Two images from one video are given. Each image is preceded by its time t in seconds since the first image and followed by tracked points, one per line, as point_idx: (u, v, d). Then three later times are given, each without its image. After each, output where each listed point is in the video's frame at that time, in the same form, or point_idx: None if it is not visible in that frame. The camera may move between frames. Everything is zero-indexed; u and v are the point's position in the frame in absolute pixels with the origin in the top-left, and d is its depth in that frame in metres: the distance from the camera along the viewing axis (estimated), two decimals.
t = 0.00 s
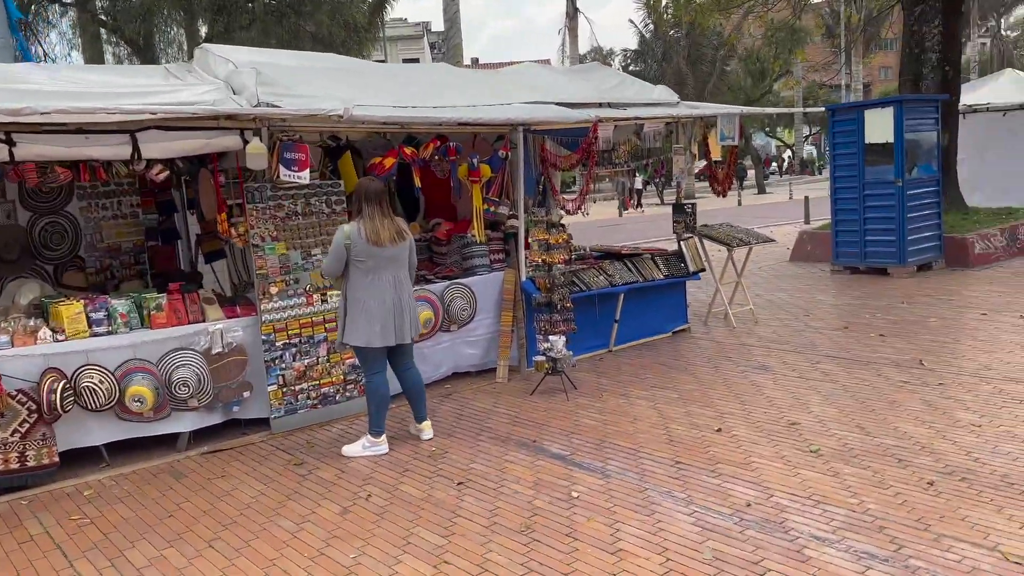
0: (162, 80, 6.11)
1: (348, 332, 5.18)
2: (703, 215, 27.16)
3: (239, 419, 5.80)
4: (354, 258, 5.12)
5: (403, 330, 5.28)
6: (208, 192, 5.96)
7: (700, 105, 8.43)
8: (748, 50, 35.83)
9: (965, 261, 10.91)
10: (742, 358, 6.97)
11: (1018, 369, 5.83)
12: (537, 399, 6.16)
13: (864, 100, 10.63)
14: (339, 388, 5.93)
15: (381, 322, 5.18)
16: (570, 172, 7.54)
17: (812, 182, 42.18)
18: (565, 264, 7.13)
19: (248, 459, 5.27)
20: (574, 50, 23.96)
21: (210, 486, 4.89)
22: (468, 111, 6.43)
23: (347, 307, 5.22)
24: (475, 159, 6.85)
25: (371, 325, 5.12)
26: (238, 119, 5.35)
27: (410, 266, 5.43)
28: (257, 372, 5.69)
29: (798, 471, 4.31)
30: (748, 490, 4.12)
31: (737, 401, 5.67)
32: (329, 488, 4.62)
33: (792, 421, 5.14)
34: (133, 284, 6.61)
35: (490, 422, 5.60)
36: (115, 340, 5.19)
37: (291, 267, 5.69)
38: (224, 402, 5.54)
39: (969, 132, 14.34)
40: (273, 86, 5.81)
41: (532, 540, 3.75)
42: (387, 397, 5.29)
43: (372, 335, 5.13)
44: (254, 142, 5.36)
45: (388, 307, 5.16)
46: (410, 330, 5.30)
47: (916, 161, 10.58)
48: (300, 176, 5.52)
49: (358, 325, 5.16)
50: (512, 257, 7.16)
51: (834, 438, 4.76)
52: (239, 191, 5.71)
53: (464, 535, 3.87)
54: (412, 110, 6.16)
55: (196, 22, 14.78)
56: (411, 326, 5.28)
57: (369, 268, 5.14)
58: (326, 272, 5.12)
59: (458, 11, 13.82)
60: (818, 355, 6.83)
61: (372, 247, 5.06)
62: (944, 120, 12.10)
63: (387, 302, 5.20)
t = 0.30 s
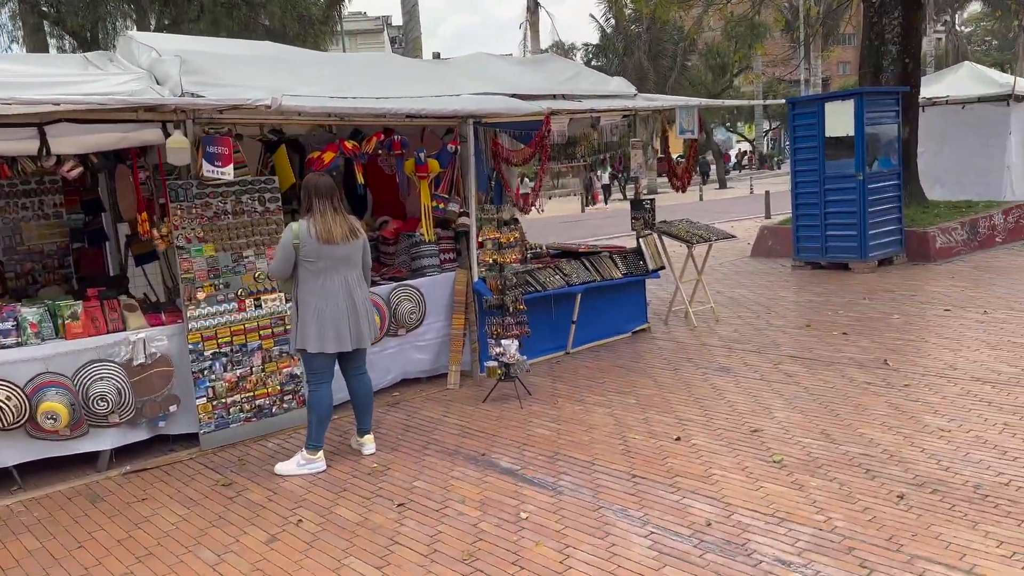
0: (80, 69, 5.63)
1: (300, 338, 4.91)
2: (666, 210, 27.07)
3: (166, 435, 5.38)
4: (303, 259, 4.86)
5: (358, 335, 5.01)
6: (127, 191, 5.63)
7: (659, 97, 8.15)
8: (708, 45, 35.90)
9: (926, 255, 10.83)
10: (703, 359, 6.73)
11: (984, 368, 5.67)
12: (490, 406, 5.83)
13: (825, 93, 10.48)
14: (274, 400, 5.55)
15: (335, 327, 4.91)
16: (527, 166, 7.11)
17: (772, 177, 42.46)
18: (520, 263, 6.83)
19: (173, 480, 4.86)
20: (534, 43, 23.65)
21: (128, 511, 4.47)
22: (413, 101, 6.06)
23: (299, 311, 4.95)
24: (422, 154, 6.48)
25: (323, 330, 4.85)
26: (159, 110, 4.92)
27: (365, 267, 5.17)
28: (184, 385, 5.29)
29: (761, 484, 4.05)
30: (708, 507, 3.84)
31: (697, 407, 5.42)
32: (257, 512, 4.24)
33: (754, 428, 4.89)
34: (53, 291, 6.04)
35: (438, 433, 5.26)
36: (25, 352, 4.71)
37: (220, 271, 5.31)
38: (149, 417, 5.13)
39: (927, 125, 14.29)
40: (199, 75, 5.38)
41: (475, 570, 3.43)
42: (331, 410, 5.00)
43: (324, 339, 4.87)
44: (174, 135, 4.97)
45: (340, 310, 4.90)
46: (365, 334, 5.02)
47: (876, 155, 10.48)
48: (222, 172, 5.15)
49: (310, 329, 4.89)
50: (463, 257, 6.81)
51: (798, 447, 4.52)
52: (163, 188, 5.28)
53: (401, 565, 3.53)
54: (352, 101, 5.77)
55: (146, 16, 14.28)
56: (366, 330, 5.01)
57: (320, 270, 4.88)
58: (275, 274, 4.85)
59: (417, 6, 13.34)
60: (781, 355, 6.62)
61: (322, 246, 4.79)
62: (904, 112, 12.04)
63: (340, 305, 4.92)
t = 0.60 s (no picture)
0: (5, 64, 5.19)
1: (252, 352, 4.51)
2: (639, 210, 26.89)
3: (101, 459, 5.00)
4: (257, 266, 4.48)
5: (316, 349, 4.63)
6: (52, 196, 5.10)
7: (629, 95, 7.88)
8: (680, 44, 35.82)
9: (900, 254, 10.69)
10: (676, 367, 6.47)
11: (966, 375, 5.46)
12: (452, 421, 5.51)
13: (797, 91, 10.30)
14: (219, 420, 5.20)
15: (290, 340, 4.53)
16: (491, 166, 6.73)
17: (745, 175, 42.54)
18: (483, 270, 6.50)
19: (107, 510, 4.48)
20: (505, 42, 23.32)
21: (52, 547, 4.08)
22: (367, 99, 5.72)
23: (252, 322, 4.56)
24: (379, 154, 6.08)
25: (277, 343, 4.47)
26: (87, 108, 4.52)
27: (324, 277, 4.82)
28: (120, 405, 4.92)
29: (738, 509, 3.78)
30: (682, 536, 3.56)
31: (671, 420, 5.14)
32: (193, 548, 3.88)
33: (730, 444, 4.63)
34: None
35: (395, 453, 4.94)
36: None
37: (158, 281, 4.97)
38: (81, 441, 4.74)
39: (900, 124, 14.20)
40: (132, 71, 4.99)
41: None
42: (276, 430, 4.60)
43: (280, 353, 4.50)
44: (104, 135, 4.58)
45: (297, 322, 4.53)
46: (324, 349, 4.65)
47: (849, 153, 10.31)
48: (153, 176, 4.73)
49: (263, 343, 4.50)
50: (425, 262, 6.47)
51: (777, 465, 4.26)
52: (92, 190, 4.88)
53: None
54: (301, 98, 5.43)
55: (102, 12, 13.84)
56: (325, 344, 4.65)
57: (276, 278, 4.51)
58: (226, 283, 4.47)
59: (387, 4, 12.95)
60: (756, 362, 6.37)
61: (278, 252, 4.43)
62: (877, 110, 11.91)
63: (296, 317, 4.55)
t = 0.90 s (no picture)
0: None
1: (184, 373, 4.13)
2: (607, 214, 26.72)
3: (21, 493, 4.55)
4: (191, 280, 4.11)
5: (255, 371, 4.27)
6: None
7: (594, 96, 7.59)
8: (647, 47, 35.84)
9: (871, 257, 10.54)
10: (647, 379, 6.18)
11: (946, 385, 5.23)
12: (410, 443, 5.16)
13: (765, 92, 10.12)
14: (154, 447, 4.80)
15: (227, 361, 4.16)
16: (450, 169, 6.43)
17: (712, 178, 42.67)
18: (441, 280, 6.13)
19: (25, 551, 4.06)
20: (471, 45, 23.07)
21: None
22: (314, 99, 5.36)
23: (184, 341, 4.18)
24: (330, 159, 5.77)
25: (211, 364, 4.10)
26: None
27: (265, 293, 4.45)
28: (42, 434, 4.49)
29: (714, 541, 3.48)
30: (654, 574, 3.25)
31: (641, 439, 4.85)
32: None
33: (704, 466, 4.35)
34: None
35: (346, 482, 4.58)
36: None
37: (83, 298, 4.56)
38: None
39: (867, 125, 14.13)
40: (52, 68, 4.55)
41: None
42: (223, 457, 4.26)
43: (214, 374, 4.12)
44: (16, 138, 4.20)
45: (234, 341, 4.16)
46: (264, 371, 4.29)
47: (819, 155, 10.14)
48: (68, 183, 4.32)
49: (196, 364, 4.12)
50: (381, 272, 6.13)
51: (755, 489, 3.97)
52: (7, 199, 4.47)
53: None
54: (241, 98, 5.04)
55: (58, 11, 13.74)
56: (265, 366, 4.28)
57: (212, 292, 4.14)
58: (155, 297, 4.08)
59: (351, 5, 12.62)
60: (729, 374, 6.11)
61: (213, 265, 4.06)
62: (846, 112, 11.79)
63: (234, 336, 4.18)
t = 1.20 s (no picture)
0: None
1: (79, 412, 3.69)
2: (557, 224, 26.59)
3: None
4: (88, 306, 3.67)
5: (160, 407, 3.85)
6: None
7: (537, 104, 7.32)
8: (595, 57, 35.97)
9: (818, 266, 10.50)
10: (595, 399, 5.90)
11: (900, 402, 5.07)
12: (341, 477, 4.78)
13: (711, 101, 10.00)
14: (53, 490, 4.32)
15: (129, 397, 3.73)
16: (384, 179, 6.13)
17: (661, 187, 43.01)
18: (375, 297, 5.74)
19: None
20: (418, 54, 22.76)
21: None
22: (233, 106, 4.96)
23: (79, 375, 3.73)
24: (251, 170, 5.34)
25: (110, 401, 3.67)
26: None
27: (172, 318, 4.04)
28: None
29: None
30: None
31: (588, 467, 4.56)
32: None
33: (654, 496, 4.07)
34: None
35: (267, 525, 4.18)
36: None
37: None
38: None
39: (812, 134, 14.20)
40: None
41: None
42: (126, 502, 3.83)
43: (114, 412, 3.69)
44: None
45: (137, 374, 3.74)
46: (170, 406, 3.88)
47: (766, 165, 10.05)
48: None
49: (94, 400, 3.68)
50: (311, 291, 5.74)
51: (706, 523, 3.70)
52: None
53: None
54: (150, 105, 4.62)
55: None
56: (172, 401, 3.87)
57: (111, 320, 3.71)
58: (45, 326, 3.63)
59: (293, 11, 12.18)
60: (679, 392, 5.88)
61: (113, 289, 3.65)
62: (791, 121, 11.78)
63: (137, 368, 3.76)
